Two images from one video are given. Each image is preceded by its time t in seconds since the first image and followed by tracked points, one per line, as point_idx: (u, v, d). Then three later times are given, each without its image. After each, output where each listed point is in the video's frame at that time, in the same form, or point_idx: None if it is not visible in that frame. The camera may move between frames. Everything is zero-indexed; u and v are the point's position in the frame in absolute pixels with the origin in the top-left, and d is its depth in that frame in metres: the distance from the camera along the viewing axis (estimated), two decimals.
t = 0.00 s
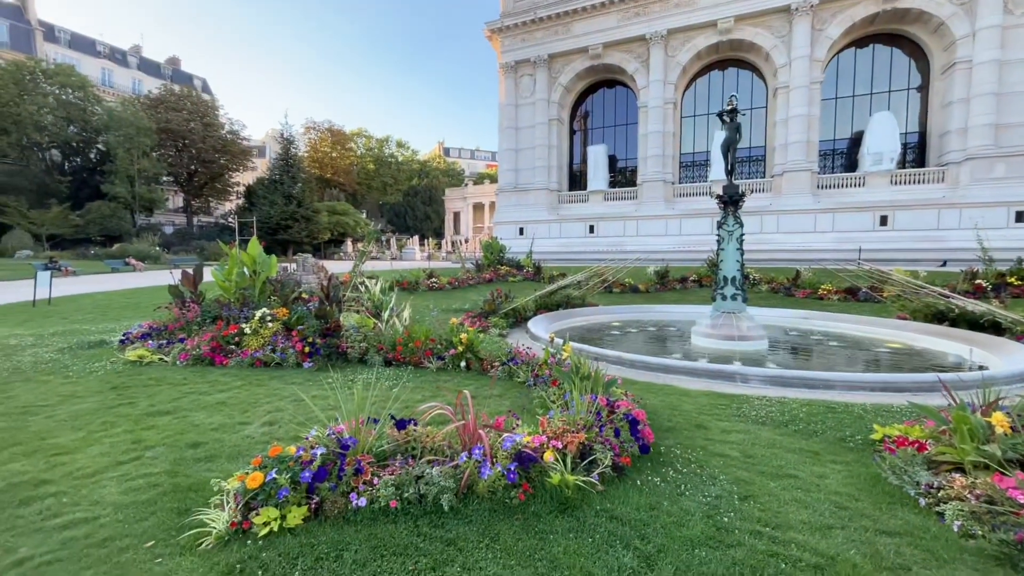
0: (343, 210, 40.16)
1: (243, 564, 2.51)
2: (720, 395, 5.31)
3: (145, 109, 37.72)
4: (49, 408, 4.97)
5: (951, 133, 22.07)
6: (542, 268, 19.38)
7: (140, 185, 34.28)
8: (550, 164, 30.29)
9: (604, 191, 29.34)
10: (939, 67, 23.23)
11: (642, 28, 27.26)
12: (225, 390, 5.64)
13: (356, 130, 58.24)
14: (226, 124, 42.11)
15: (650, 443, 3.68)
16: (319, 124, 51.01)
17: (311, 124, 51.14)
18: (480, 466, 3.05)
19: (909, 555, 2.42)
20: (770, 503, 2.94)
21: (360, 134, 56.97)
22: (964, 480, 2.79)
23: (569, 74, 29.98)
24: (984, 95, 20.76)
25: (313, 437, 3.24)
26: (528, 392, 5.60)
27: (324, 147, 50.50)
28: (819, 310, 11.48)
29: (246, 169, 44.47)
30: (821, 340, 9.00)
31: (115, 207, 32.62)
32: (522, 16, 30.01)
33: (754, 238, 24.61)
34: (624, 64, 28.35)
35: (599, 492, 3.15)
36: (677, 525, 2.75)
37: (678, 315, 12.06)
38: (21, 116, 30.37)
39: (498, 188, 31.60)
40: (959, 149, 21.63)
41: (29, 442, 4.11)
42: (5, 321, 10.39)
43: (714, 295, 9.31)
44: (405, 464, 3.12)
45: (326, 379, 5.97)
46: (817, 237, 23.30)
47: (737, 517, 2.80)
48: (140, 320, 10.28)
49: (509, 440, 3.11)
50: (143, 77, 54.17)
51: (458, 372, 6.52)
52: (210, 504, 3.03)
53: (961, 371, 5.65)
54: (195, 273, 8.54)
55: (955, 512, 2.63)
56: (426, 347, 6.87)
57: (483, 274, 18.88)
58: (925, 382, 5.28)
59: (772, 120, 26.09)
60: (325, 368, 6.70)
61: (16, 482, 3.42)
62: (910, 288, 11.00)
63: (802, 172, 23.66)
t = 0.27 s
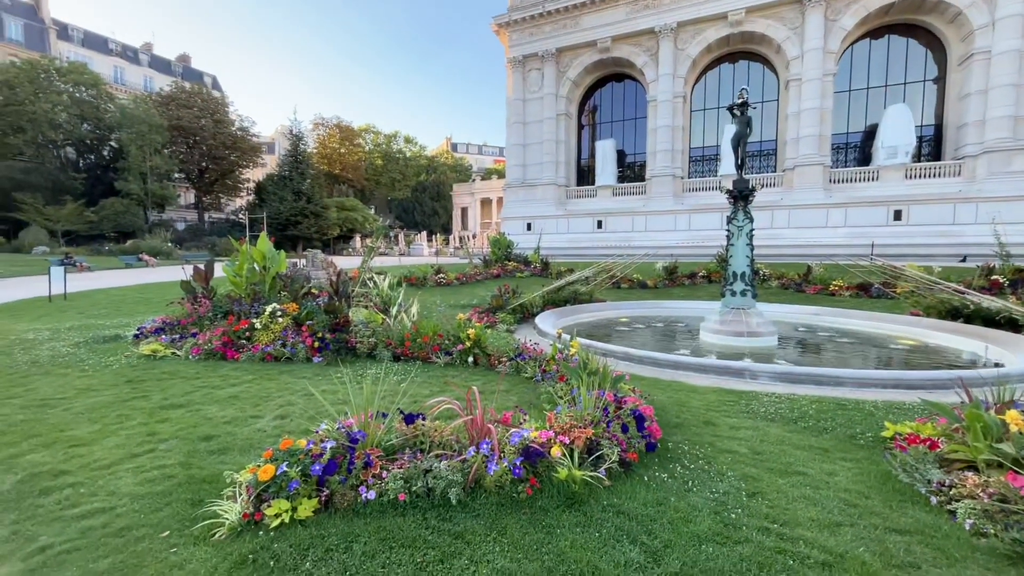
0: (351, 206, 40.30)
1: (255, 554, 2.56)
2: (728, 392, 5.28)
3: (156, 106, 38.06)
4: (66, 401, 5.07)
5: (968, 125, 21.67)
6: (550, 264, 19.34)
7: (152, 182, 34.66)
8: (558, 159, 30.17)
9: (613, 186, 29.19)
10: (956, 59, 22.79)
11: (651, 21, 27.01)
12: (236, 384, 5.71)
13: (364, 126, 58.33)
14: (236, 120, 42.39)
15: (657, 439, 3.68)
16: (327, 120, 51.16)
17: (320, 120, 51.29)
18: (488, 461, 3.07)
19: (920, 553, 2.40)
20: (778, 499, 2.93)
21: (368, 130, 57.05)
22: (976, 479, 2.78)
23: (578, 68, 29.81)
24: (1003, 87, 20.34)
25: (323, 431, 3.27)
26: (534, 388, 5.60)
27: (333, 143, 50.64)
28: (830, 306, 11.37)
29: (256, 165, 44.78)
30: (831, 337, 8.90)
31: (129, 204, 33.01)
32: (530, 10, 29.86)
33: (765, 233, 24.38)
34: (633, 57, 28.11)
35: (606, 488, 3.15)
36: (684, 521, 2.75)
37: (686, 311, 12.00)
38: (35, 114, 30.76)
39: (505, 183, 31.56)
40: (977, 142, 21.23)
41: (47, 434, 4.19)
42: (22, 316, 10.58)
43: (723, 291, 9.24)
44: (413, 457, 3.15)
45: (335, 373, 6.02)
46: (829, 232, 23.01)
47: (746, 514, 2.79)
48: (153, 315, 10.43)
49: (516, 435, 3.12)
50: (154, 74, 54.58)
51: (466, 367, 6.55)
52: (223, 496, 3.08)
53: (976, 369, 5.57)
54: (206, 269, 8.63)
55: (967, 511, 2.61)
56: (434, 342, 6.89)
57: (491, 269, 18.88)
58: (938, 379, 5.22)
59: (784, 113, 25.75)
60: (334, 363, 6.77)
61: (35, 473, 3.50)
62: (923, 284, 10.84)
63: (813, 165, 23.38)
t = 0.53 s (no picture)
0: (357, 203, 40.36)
1: (263, 549, 2.58)
2: (734, 390, 5.25)
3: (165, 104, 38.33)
4: (77, 396, 5.14)
5: (981, 121, 21.39)
6: (555, 262, 19.31)
7: (160, 180, 34.93)
8: (564, 157, 30.10)
9: (619, 183, 29.09)
10: (969, 53, 22.47)
11: (658, 16, 26.84)
12: (244, 380, 5.77)
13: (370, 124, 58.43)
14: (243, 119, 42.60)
15: (662, 437, 3.67)
16: (333, 118, 51.25)
17: (326, 118, 51.40)
18: (493, 458, 3.08)
19: (926, 553, 2.39)
20: (783, 498, 2.92)
21: (374, 128, 57.13)
22: (984, 479, 2.76)
23: (584, 65, 29.69)
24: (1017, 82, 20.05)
25: (329, 427, 3.29)
26: (539, 385, 5.62)
27: (339, 141, 50.75)
28: (838, 304, 11.29)
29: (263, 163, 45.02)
30: (839, 335, 8.84)
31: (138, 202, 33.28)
32: (536, 6, 29.77)
33: (772, 230, 24.23)
34: (640, 53, 27.96)
35: (610, 485, 3.15)
36: (689, 519, 2.75)
37: (692, 309, 11.95)
38: (46, 113, 31.08)
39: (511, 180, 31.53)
40: (990, 138, 20.95)
41: (59, 429, 4.25)
42: (34, 312, 10.73)
43: (730, 288, 9.18)
44: (418, 454, 3.16)
45: (341, 370, 6.06)
46: (837, 229, 22.83)
47: (751, 512, 2.78)
48: (162, 312, 10.54)
49: (521, 432, 3.13)
50: (163, 73, 54.93)
51: (471, 365, 6.55)
52: (230, 491, 3.12)
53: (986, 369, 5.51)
54: (214, 266, 8.71)
55: (975, 511, 2.58)
56: (439, 340, 6.92)
57: (497, 267, 18.89)
58: (947, 378, 5.17)
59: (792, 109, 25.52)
60: (340, 360, 6.81)
61: (49, 467, 3.56)
62: (933, 282, 10.72)
63: (822, 162, 23.19)
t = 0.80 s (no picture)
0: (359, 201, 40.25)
1: (263, 546, 2.59)
2: (736, 389, 5.24)
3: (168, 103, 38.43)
4: (81, 394, 5.17)
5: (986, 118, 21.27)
6: (557, 261, 19.28)
7: (164, 178, 35.04)
8: (566, 155, 30.06)
9: (621, 182, 29.03)
10: (974, 50, 22.34)
11: (661, 14, 26.77)
12: (246, 378, 5.78)
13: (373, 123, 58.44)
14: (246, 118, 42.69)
15: (663, 436, 3.66)
16: (336, 117, 51.26)
17: (329, 117, 51.40)
18: (492, 456, 3.07)
19: (928, 553, 2.37)
20: (784, 497, 2.91)
21: (377, 127, 57.11)
22: (986, 478, 2.74)
23: (586, 63, 29.64)
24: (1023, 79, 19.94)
25: (329, 425, 3.29)
26: (540, 384, 5.63)
27: (342, 139, 50.77)
28: (842, 303, 11.25)
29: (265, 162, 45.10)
30: (842, 334, 8.81)
31: (142, 201, 33.37)
32: (539, 4, 29.72)
33: (776, 229, 24.12)
34: (643, 51, 27.89)
35: (610, 484, 3.14)
36: (689, 518, 2.74)
37: (695, 308, 11.92)
38: (50, 112, 31.21)
39: (513, 179, 31.51)
40: (996, 136, 20.83)
41: (64, 426, 4.28)
42: (40, 310, 10.79)
43: (732, 287, 9.16)
44: (419, 452, 3.16)
45: (343, 368, 6.08)
46: (841, 228, 22.72)
47: (750, 511, 2.78)
48: (166, 310, 10.58)
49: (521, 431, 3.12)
50: (166, 72, 55.13)
51: (472, 363, 6.55)
52: (232, 488, 3.13)
53: (990, 369, 5.48)
54: (217, 265, 8.73)
55: (976, 511, 2.57)
56: (441, 339, 6.93)
57: (499, 266, 18.88)
58: (950, 377, 5.14)
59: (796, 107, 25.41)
60: (342, 358, 6.82)
61: (52, 464, 3.58)
62: (937, 281, 10.68)
63: (825, 160, 23.09)
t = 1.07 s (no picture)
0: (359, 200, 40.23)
1: (261, 545, 2.58)
2: (735, 389, 5.24)
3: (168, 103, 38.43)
4: (81, 393, 5.17)
5: (987, 117, 21.24)
6: (557, 260, 19.27)
7: (164, 178, 35.05)
8: (567, 154, 30.03)
9: (622, 181, 29.00)
10: (975, 49, 22.31)
11: (662, 13, 26.73)
12: (246, 378, 5.78)
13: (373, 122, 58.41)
14: (246, 117, 42.68)
15: (661, 436, 3.65)
16: (336, 116, 51.19)
17: (329, 116, 51.33)
18: (490, 455, 3.07)
19: (925, 552, 2.37)
20: (781, 497, 2.91)
21: (377, 126, 57.06)
22: (985, 477, 2.74)
23: (587, 62, 29.62)
24: None
25: (328, 425, 3.29)
26: (539, 383, 5.63)
27: (342, 139, 50.72)
28: (842, 302, 11.25)
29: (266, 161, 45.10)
30: (842, 333, 8.80)
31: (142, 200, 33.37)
32: (539, 3, 29.69)
33: (777, 228, 24.09)
34: (643, 50, 27.86)
35: (608, 483, 3.14)
36: (687, 517, 2.74)
37: (695, 307, 11.91)
38: (50, 112, 31.21)
39: (514, 178, 31.49)
40: (997, 135, 20.80)
41: (63, 425, 4.28)
42: (40, 310, 10.79)
43: (732, 286, 9.15)
44: (417, 451, 3.17)
45: (342, 367, 6.07)
46: (842, 227, 22.67)
47: (748, 510, 2.77)
48: (165, 310, 10.58)
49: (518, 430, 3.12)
50: (166, 72, 55.17)
51: (472, 362, 6.54)
52: (230, 487, 3.13)
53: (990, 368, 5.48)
54: (216, 264, 8.73)
55: (974, 510, 2.57)
56: (441, 338, 6.93)
57: (499, 265, 18.87)
58: (949, 377, 5.14)
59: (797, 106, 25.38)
60: (341, 358, 6.82)
61: (51, 463, 3.58)
62: (937, 279, 10.67)
63: (826, 160, 23.07)
